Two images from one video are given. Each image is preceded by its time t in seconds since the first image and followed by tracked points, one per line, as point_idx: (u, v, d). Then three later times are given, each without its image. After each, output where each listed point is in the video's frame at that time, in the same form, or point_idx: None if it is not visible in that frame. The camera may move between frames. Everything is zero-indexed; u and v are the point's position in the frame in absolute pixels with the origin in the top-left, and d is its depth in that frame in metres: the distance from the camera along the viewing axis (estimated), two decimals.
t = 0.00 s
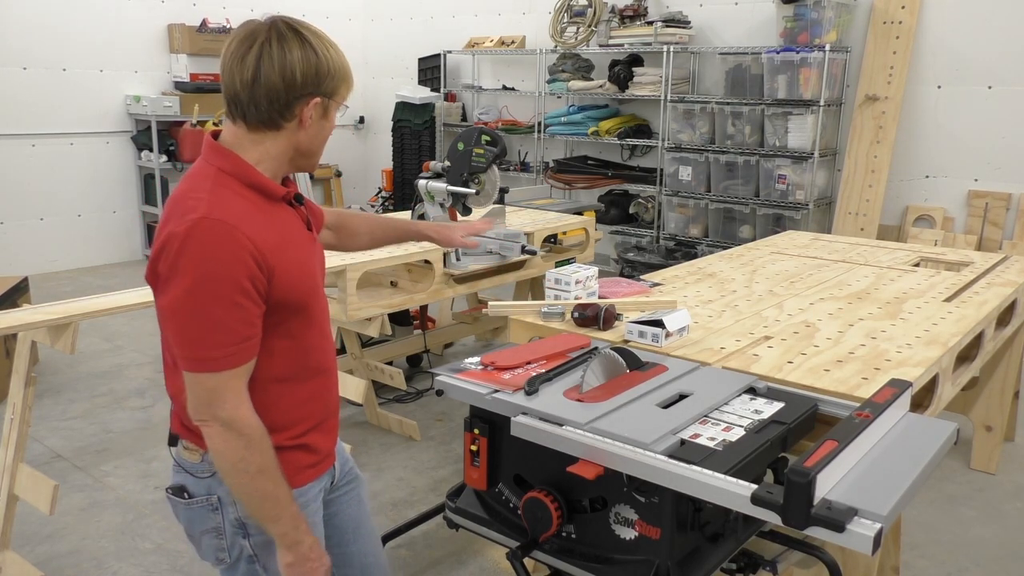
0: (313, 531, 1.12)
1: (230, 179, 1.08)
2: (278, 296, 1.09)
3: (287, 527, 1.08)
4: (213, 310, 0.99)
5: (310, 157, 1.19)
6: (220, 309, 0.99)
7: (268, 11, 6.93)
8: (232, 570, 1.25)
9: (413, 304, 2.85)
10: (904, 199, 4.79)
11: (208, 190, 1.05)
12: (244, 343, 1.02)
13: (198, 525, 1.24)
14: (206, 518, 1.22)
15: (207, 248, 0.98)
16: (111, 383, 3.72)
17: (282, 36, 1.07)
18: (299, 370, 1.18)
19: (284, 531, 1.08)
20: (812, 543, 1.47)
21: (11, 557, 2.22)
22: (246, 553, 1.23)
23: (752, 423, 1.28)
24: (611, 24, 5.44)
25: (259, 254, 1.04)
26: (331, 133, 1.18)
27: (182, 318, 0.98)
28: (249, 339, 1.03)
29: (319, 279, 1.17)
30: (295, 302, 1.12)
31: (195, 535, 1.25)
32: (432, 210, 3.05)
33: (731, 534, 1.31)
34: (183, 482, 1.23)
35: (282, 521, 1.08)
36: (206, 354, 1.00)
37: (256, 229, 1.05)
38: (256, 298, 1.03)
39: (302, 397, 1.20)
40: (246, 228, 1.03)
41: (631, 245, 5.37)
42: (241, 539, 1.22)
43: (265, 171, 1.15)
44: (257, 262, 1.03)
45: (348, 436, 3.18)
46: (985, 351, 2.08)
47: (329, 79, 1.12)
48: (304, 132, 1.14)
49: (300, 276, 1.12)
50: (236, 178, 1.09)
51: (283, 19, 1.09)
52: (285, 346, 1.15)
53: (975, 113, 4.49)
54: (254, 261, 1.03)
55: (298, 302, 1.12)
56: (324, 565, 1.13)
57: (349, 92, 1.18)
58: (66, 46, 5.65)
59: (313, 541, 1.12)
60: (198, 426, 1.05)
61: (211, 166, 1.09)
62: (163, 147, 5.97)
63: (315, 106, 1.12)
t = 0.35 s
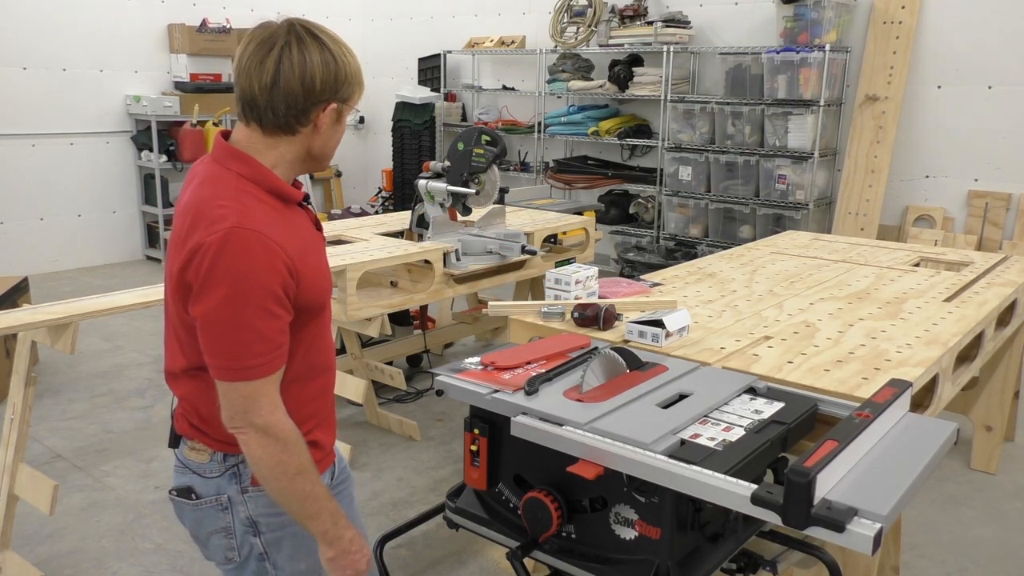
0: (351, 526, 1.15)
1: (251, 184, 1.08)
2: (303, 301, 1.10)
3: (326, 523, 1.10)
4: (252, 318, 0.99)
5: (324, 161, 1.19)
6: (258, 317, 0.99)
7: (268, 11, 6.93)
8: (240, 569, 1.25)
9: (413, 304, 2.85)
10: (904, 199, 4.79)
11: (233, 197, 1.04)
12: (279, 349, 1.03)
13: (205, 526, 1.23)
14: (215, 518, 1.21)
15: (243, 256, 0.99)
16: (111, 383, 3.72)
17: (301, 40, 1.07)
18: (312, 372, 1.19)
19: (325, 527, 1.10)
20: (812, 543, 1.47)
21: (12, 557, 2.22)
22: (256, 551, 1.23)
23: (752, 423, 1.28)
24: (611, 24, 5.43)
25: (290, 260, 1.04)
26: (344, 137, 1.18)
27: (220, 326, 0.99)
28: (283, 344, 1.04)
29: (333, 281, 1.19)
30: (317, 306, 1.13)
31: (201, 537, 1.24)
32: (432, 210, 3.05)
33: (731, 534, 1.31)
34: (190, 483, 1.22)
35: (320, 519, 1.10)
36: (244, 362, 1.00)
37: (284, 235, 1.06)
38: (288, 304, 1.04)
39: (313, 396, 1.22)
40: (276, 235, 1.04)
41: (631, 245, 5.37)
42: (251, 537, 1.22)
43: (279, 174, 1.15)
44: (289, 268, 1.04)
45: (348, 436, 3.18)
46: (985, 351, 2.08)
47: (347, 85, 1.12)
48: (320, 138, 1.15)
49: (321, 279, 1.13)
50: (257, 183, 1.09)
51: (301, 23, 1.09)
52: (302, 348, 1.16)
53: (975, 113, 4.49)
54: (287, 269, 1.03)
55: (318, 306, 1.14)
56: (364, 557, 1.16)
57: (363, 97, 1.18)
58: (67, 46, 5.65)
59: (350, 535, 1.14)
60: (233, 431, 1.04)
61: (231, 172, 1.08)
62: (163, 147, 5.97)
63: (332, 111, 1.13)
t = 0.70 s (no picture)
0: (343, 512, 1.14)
1: (237, 175, 1.08)
2: (293, 288, 1.10)
3: (324, 507, 1.10)
4: (234, 303, 0.99)
5: (291, 141, 1.12)
6: (242, 300, 0.99)
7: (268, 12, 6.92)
8: (238, 567, 1.25)
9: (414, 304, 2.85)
10: (903, 199, 4.79)
11: (218, 186, 1.05)
12: (267, 334, 1.02)
13: (206, 522, 1.23)
14: (214, 515, 1.22)
15: (223, 241, 0.98)
16: (111, 384, 3.72)
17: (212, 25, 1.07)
18: (309, 364, 1.19)
19: (319, 513, 1.10)
20: (812, 543, 1.47)
21: (12, 557, 2.22)
22: (253, 550, 1.23)
23: (751, 423, 1.28)
24: (611, 24, 5.44)
25: (275, 245, 1.04)
26: (292, 109, 1.09)
27: (204, 311, 0.98)
28: (269, 329, 1.03)
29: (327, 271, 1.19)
30: (308, 295, 1.13)
31: (201, 533, 1.25)
32: (432, 210, 3.05)
33: (731, 534, 1.31)
34: (191, 479, 1.23)
35: (315, 505, 1.09)
36: (230, 347, 0.99)
37: (269, 222, 1.06)
38: (274, 289, 1.04)
39: (311, 388, 1.21)
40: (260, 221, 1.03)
41: (631, 245, 5.37)
42: (249, 535, 1.22)
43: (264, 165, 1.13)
44: (273, 253, 1.04)
45: (348, 436, 3.18)
46: (985, 351, 2.08)
47: (265, 54, 1.05)
48: (264, 115, 1.09)
49: (312, 268, 1.13)
50: (242, 173, 1.09)
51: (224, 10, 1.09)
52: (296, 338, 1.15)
53: (974, 113, 4.49)
54: (269, 255, 1.03)
55: (309, 295, 1.13)
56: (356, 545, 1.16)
57: (308, 63, 1.08)
58: (67, 46, 5.65)
59: (344, 521, 1.13)
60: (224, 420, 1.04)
61: (216, 164, 1.09)
62: (163, 147, 5.97)
63: (246, 84, 1.06)
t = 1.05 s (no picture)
0: (277, 515, 1.03)
1: (200, 171, 1.10)
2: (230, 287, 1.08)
3: (236, 506, 1.01)
4: (145, 288, 0.99)
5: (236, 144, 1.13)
6: (151, 288, 0.99)
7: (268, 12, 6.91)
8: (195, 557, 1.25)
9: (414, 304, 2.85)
10: (903, 199, 4.79)
11: (169, 180, 1.07)
12: (180, 325, 1.01)
13: (173, 504, 1.25)
14: (175, 499, 1.23)
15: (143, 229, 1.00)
16: (111, 384, 3.72)
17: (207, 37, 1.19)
18: (269, 372, 1.16)
19: (235, 514, 1.01)
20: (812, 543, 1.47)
21: (12, 557, 2.22)
22: (202, 543, 1.22)
23: (751, 423, 1.28)
24: (611, 24, 5.44)
25: (200, 239, 1.04)
26: (222, 108, 1.11)
27: (121, 297, 1.00)
28: (188, 323, 1.02)
29: (291, 277, 1.15)
30: (252, 296, 1.10)
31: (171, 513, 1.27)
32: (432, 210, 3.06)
33: (731, 534, 1.31)
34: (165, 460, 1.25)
35: (231, 504, 1.01)
36: (142, 334, 0.99)
37: (205, 217, 1.06)
38: (195, 283, 1.03)
39: (275, 394, 1.17)
40: (190, 214, 1.04)
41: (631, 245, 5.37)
42: (198, 528, 1.22)
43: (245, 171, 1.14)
44: (197, 247, 1.03)
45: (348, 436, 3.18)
46: (985, 351, 2.08)
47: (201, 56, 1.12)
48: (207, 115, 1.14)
49: (257, 269, 1.10)
50: (207, 171, 1.10)
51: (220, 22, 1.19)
52: (247, 341, 1.13)
53: (974, 113, 4.49)
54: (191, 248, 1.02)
55: (257, 295, 1.10)
56: (293, 555, 1.02)
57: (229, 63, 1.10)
58: (67, 46, 5.65)
59: (274, 525, 1.02)
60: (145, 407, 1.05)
61: (187, 161, 1.11)
62: (163, 147, 5.98)
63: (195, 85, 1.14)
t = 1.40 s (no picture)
0: (149, 530, 1.08)
1: (194, 170, 1.10)
2: (201, 285, 1.07)
3: (119, 507, 1.05)
4: (111, 279, 1.02)
5: (280, 156, 1.11)
6: (113, 280, 1.02)
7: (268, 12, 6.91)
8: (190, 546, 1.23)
9: (414, 304, 2.87)
10: (903, 199, 4.79)
11: (161, 178, 1.09)
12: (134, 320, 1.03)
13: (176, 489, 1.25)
14: (175, 486, 1.22)
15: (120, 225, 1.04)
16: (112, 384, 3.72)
17: (228, 29, 1.09)
18: (249, 373, 1.14)
19: (119, 508, 1.06)
20: (811, 543, 1.47)
21: (12, 557, 2.22)
22: (193, 533, 1.20)
23: (751, 423, 1.29)
24: (611, 24, 5.44)
25: (171, 235, 1.04)
26: (289, 125, 1.08)
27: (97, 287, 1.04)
28: (146, 317, 1.04)
29: (273, 280, 1.12)
30: (226, 296, 1.09)
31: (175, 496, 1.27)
32: (432, 210, 3.07)
33: (731, 534, 1.31)
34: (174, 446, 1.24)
35: (120, 498, 1.05)
36: (105, 323, 1.03)
37: (182, 213, 1.05)
38: (161, 278, 1.03)
39: (258, 398, 1.15)
40: (167, 211, 1.04)
41: (631, 245, 5.37)
42: (190, 518, 1.20)
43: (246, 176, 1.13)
44: (167, 242, 1.03)
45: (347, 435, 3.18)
46: (985, 351, 2.08)
47: (260, 66, 1.06)
48: (251, 125, 1.09)
49: (233, 269, 1.08)
50: (200, 171, 1.10)
51: (245, 12, 1.10)
52: (225, 340, 1.12)
53: (974, 113, 4.49)
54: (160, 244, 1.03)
55: (228, 296, 1.09)
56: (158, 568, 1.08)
57: (302, 81, 1.08)
58: (67, 46, 5.65)
59: (141, 540, 1.07)
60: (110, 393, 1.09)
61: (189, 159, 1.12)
62: (163, 147, 5.98)
63: (245, 93, 1.07)
